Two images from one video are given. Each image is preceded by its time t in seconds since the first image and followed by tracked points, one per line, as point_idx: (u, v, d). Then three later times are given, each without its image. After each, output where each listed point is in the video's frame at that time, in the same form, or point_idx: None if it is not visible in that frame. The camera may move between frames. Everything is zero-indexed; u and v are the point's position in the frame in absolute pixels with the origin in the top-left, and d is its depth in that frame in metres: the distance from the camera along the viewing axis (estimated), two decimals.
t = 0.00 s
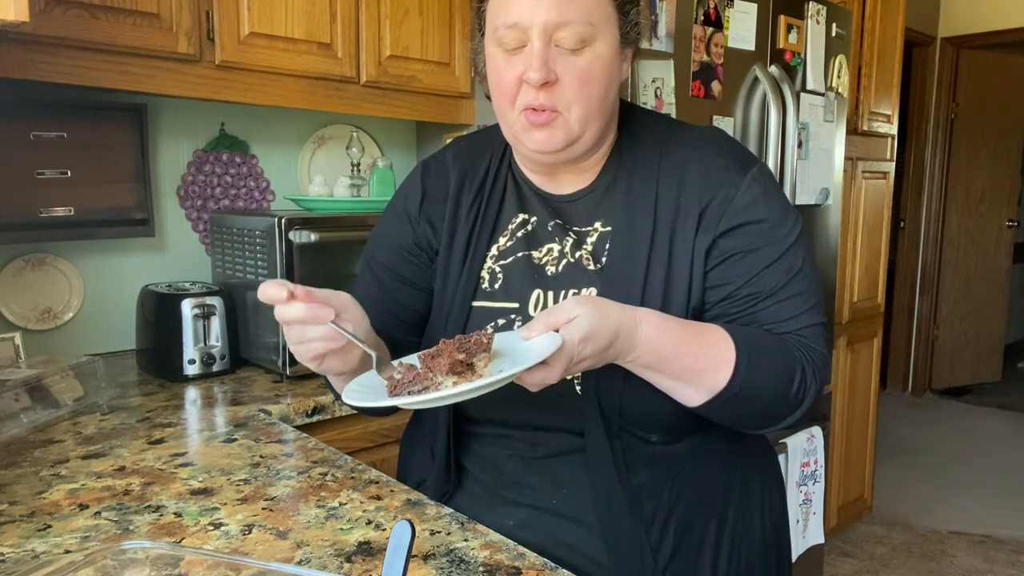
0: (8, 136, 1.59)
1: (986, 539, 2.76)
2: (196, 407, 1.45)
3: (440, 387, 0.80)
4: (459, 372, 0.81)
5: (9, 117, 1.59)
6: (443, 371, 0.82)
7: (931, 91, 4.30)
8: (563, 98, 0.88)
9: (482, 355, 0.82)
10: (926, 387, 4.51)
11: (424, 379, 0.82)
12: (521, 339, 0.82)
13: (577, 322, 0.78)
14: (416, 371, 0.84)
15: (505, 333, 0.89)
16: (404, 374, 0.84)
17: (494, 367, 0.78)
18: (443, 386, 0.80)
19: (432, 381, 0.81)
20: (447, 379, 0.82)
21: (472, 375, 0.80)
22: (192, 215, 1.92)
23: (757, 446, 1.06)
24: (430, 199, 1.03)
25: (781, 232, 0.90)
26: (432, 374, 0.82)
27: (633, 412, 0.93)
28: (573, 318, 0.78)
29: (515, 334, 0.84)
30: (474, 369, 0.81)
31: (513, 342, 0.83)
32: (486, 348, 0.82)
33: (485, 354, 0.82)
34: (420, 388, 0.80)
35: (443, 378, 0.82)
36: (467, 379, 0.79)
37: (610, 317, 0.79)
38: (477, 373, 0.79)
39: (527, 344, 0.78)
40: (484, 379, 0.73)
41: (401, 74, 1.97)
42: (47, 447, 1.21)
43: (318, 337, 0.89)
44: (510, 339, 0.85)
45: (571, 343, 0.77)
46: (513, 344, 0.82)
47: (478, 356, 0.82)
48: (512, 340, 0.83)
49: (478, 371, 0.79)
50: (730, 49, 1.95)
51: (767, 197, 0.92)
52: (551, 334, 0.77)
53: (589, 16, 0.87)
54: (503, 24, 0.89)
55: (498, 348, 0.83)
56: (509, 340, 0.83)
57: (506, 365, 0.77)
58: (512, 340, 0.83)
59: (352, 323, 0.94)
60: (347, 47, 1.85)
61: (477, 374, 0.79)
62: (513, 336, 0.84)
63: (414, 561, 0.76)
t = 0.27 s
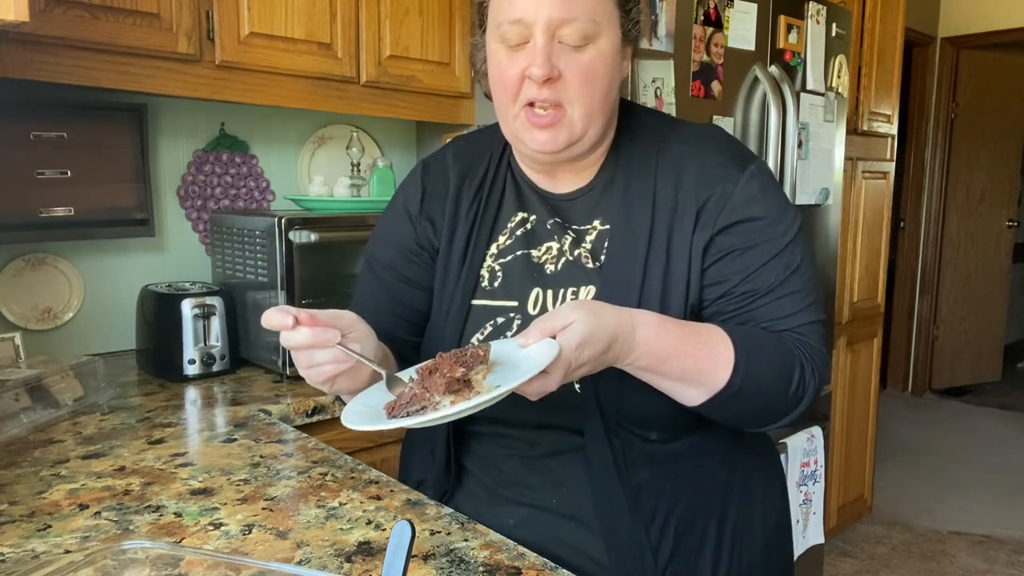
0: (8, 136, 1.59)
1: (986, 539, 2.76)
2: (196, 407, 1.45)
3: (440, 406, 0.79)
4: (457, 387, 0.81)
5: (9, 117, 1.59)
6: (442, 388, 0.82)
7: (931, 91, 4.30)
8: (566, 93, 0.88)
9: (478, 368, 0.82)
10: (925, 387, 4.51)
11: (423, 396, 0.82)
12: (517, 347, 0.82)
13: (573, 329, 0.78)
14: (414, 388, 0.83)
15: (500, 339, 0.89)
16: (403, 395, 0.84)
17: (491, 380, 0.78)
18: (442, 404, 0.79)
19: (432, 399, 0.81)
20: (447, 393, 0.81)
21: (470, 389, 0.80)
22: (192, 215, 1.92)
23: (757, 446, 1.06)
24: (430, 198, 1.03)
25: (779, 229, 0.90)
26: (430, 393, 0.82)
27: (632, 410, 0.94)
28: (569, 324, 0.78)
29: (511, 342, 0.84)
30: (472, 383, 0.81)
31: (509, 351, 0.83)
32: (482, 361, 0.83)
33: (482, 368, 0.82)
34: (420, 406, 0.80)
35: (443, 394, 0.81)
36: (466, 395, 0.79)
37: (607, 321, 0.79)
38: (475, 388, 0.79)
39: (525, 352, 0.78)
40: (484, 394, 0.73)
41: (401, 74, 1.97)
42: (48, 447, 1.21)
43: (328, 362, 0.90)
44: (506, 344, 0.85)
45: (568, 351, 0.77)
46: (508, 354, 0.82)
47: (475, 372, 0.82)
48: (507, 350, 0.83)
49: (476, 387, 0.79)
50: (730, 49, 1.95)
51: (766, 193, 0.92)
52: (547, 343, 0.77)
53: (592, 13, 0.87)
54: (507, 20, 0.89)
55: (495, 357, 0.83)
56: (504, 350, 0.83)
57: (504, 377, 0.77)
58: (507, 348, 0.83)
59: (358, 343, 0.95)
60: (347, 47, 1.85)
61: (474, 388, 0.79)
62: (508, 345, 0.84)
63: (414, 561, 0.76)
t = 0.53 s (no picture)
0: (8, 136, 1.59)
1: (986, 539, 2.76)
2: (196, 407, 1.45)
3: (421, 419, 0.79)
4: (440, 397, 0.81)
5: (9, 117, 1.59)
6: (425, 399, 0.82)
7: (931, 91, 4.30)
8: (569, 82, 0.88)
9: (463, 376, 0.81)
10: (925, 387, 4.51)
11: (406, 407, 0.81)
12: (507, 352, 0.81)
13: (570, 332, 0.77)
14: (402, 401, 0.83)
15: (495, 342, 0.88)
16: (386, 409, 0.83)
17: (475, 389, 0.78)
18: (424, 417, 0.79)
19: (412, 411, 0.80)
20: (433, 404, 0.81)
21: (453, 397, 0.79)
22: (192, 215, 1.92)
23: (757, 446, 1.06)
24: (434, 193, 1.03)
25: (780, 221, 0.89)
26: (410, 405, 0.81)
27: (631, 408, 0.94)
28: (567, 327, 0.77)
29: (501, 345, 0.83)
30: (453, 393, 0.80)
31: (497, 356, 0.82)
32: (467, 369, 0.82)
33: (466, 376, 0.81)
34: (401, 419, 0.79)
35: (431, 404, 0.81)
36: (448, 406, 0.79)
37: (606, 324, 0.78)
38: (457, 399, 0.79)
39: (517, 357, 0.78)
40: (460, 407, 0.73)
41: (401, 74, 1.97)
42: (48, 447, 1.21)
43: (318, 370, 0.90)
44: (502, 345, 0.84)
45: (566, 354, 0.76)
46: (495, 360, 0.81)
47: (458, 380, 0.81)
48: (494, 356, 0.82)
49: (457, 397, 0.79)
50: (730, 49, 1.95)
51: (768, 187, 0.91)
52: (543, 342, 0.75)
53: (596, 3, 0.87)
54: (509, 9, 0.90)
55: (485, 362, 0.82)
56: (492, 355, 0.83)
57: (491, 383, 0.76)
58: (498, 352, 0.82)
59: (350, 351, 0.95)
60: (347, 47, 1.85)
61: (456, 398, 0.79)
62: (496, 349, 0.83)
63: (414, 561, 0.76)
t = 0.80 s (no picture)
0: (8, 136, 1.59)
1: (986, 539, 2.76)
2: (196, 407, 1.45)
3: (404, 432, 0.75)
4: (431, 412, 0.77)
5: (10, 117, 1.59)
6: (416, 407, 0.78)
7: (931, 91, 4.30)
8: (593, 68, 0.88)
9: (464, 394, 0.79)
10: (925, 387, 4.51)
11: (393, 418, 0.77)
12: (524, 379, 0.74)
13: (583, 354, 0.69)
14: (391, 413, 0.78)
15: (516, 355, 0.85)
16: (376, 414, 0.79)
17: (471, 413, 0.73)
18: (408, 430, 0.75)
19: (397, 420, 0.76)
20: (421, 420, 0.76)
21: (446, 415, 0.75)
22: (192, 215, 1.92)
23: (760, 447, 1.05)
24: (456, 185, 1.05)
25: (806, 225, 0.83)
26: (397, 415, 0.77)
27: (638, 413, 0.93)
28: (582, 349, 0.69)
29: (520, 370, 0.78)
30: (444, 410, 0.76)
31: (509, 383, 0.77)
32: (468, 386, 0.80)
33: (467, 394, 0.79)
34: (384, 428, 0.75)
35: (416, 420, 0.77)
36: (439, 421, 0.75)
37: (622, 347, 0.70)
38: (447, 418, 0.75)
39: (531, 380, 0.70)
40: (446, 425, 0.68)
41: (401, 74, 1.97)
42: (48, 447, 1.21)
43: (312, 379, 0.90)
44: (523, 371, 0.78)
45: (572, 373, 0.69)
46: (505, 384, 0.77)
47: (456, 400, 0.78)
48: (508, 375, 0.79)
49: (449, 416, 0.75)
50: (730, 49, 1.94)
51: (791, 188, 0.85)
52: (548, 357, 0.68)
53: None
54: None
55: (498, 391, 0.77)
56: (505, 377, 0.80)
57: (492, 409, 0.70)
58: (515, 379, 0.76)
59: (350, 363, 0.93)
60: (347, 47, 1.85)
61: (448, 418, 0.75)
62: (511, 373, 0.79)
63: (414, 561, 0.76)
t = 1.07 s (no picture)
0: (8, 136, 1.59)
1: (986, 539, 2.76)
2: (196, 407, 1.45)
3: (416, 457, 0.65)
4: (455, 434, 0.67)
5: (10, 117, 1.59)
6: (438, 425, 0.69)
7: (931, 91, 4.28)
8: (636, 46, 0.78)
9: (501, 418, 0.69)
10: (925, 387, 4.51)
11: (410, 438, 0.67)
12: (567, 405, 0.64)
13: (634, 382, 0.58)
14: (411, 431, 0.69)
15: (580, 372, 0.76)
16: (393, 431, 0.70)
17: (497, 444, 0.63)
18: (422, 455, 0.65)
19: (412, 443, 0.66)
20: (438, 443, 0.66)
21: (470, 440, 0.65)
22: (192, 215, 1.92)
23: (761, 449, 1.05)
24: (489, 181, 0.98)
25: (861, 230, 0.72)
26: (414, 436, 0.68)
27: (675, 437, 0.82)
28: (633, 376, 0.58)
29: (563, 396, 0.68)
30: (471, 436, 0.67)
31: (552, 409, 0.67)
32: (506, 409, 0.70)
33: (503, 417, 0.69)
34: (395, 450, 0.66)
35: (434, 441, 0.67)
36: (462, 449, 0.65)
37: (675, 374, 0.59)
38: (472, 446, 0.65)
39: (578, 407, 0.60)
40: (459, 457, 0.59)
41: (401, 74, 1.98)
42: (48, 447, 1.21)
43: (358, 373, 0.81)
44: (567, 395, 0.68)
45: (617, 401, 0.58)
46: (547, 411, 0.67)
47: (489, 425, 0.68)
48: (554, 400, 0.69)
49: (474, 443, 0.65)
50: (730, 49, 1.94)
51: (847, 191, 0.74)
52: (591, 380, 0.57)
53: None
54: None
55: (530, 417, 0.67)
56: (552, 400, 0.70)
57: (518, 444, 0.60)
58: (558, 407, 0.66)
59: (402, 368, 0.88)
60: (347, 47, 1.85)
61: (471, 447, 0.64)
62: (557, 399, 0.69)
63: (414, 561, 0.76)
